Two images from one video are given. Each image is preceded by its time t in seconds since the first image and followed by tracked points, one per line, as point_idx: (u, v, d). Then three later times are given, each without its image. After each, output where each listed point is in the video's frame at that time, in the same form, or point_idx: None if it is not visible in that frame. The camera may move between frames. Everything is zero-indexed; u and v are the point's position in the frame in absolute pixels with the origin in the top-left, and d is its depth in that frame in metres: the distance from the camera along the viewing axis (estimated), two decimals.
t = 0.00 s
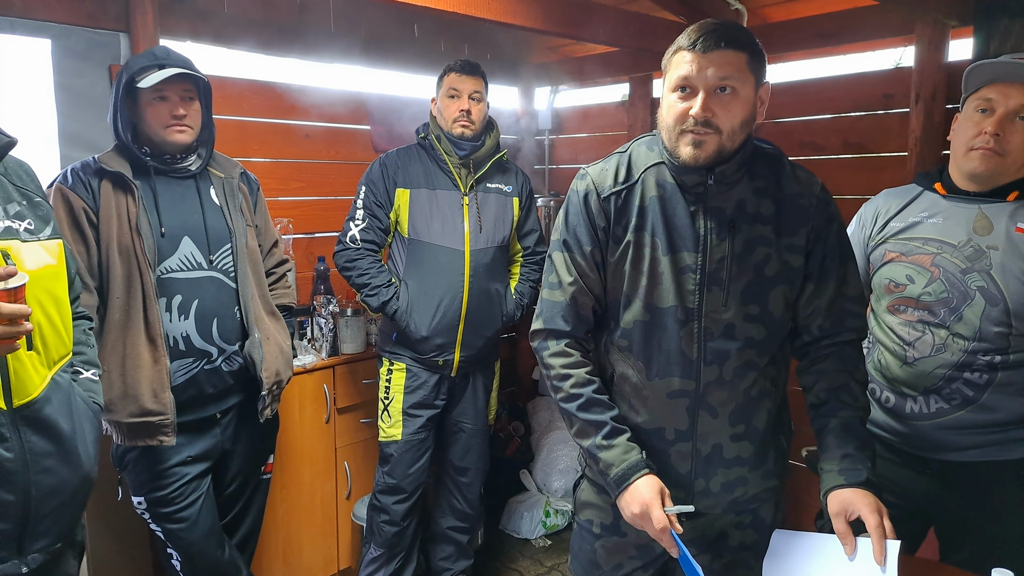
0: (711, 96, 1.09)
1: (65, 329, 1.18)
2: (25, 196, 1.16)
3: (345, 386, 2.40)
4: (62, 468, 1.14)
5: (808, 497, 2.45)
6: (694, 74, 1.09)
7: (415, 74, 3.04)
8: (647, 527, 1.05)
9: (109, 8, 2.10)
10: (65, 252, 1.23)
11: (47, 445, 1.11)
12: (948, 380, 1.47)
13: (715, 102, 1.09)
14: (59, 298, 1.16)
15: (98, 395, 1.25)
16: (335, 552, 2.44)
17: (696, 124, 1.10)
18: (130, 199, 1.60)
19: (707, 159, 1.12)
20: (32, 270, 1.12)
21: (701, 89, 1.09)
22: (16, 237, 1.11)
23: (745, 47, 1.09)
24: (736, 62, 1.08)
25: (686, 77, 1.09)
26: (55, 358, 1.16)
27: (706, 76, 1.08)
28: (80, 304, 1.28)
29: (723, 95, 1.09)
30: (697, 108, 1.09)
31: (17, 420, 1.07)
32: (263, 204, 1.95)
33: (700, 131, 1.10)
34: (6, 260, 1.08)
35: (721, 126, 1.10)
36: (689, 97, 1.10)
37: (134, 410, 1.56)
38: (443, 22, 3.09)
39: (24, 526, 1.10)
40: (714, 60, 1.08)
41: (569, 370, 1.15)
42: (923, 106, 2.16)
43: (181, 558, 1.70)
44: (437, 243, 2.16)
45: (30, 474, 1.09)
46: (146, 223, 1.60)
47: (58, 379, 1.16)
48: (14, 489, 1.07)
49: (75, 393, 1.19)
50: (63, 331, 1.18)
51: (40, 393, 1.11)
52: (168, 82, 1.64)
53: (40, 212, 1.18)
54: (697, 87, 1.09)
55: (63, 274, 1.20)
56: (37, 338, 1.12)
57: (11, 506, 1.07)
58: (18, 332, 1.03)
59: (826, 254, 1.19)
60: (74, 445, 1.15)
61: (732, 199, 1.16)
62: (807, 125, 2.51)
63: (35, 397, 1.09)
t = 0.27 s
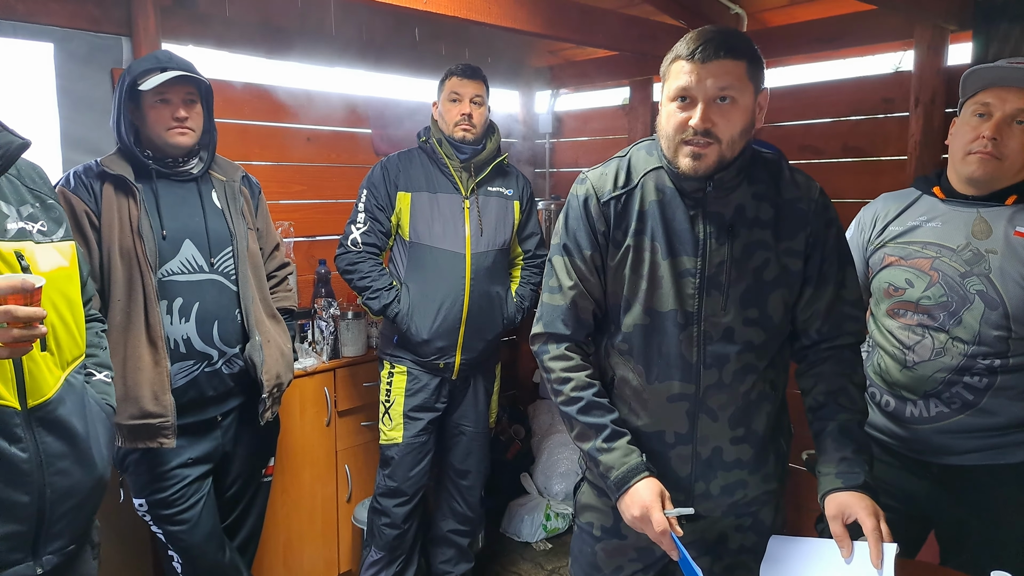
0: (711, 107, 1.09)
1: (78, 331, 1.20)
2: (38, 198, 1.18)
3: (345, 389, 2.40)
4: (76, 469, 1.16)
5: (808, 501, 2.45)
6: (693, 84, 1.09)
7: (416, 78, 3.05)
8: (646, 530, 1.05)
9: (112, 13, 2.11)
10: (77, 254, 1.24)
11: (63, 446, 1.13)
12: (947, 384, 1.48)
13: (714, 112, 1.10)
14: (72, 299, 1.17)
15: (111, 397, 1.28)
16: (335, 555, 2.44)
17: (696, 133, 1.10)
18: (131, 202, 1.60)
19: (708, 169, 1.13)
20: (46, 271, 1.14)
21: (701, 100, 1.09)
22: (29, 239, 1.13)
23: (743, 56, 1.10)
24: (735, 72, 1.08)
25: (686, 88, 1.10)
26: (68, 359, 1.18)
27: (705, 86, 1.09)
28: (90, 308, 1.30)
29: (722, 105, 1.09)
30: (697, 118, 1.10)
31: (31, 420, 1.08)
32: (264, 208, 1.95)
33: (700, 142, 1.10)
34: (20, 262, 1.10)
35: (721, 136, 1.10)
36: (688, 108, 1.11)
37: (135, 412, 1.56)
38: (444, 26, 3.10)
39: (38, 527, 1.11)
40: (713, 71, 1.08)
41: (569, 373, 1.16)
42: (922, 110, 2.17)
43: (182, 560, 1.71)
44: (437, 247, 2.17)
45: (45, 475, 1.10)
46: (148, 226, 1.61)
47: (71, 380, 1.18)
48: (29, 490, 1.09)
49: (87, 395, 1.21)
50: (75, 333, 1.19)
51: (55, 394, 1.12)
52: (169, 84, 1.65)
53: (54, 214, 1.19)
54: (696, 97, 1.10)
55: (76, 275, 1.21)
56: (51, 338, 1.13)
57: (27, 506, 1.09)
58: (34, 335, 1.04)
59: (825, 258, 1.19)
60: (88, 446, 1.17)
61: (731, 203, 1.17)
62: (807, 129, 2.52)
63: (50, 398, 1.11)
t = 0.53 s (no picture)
0: (706, 105, 1.09)
1: (72, 333, 1.21)
2: (30, 202, 1.18)
3: (345, 391, 2.40)
4: (77, 470, 1.16)
5: (808, 503, 2.45)
6: (687, 83, 1.09)
7: (415, 80, 3.06)
8: (645, 531, 1.05)
9: (112, 16, 2.12)
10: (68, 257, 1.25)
11: (65, 447, 1.13)
12: (946, 385, 1.48)
13: (709, 109, 1.10)
14: (67, 302, 1.18)
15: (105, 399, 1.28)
16: (335, 558, 2.43)
17: (692, 132, 1.11)
18: (131, 203, 1.61)
19: (703, 166, 1.13)
20: (43, 274, 1.14)
21: (695, 98, 1.10)
22: (25, 242, 1.13)
23: (736, 54, 1.10)
24: (727, 70, 1.09)
25: (678, 87, 1.10)
26: (64, 361, 1.18)
27: (699, 85, 1.09)
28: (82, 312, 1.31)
29: (717, 103, 1.10)
30: (692, 117, 1.10)
31: (33, 421, 1.09)
32: (263, 209, 1.96)
33: (695, 139, 1.11)
34: (18, 265, 1.10)
35: (716, 133, 1.11)
36: (683, 106, 1.11)
37: (135, 413, 1.56)
38: (443, 29, 3.11)
39: (42, 529, 1.11)
40: (705, 68, 1.08)
41: (567, 375, 1.16)
42: (921, 112, 2.17)
43: (181, 562, 1.71)
44: (436, 248, 2.17)
45: (48, 476, 1.10)
46: (147, 227, 1.61)
47: (69, 383, 1.18)
48: (33, 491, 1.09)
49: (84, 397, 1.21)
50: (70, 335, 1.20)
51: (54, 395, 1.12)
52: (166, 85, 1.65)
53: (46, 217, 1.20)
54: (690, 96, 1.10)
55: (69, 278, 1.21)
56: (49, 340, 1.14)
57: (31, 507, 1.09)
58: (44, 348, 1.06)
59: (823, 259, 1.19)
60: (88, 447, 1.17)
61: (729, 204, 1.17)
62: (806, 131, 2.52)
63: (50, 399, 1.11)
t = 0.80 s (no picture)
0: (732, 125, 1.08)
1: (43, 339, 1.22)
2: None
3: (343, 394, 2.40)
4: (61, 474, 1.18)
5: (806, 507, 2.45)
6: (723, 99, 1.07)
7: (415, 84, 3.06)
8: (641, 534, 1.05)
9: (111, 19, 2.13)
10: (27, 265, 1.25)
11: (50, 450, 1.15)
12: (943, 389, 1.48)
13: (736, 130, 1.09)
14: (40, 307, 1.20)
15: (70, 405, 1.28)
16: (332, 561, 2.43)
17: (711, 147, 1.10)
18: (129, 207, 1.61)
19: (714, 181, 1.14)
20: (19, 280, 1.16)
21: (724, 115, 1.08)
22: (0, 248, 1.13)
23: (772, 79, 1.08)
24: (762, 95, 1.07)
25: (711, 99, 1.07)
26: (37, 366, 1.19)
27: (733, 104, 1.07)
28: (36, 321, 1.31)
29: (743, 124, 1.08)
30: (717, 133, 1.09)
31: (20, 425, 1.10)
32: (261, 213, 1.96)
33: (712, 156, 1.10)
34: None
35: (735, 154, 1.11)
36: (710, 119, 1.09)
37: (133, 416, 1.56)
38: (443, 32, 3.12)
39: (31, 532, 1.13)
40: (743, 88, 1.06)
41: (563, 377, 1.16)
42: (919, 116, 2.17)
43: (177, 565, 1.70)
44: (435, 252, 2.17)
45: (36, 479, 1.12)
46: (146, 230, 1.62)
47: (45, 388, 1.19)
48: (23, 494, 1.10)
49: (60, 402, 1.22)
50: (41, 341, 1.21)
51: (36, 400, 1.13)
52: (163, 88, 1.65)
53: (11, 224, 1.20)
54: (721, 112, 1.08)
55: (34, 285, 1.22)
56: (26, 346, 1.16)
57: (20, 512, 1.10)
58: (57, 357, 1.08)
59: (819, 264, 1.20)
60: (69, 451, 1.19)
61: (726, 209, 1.17)
62: (804, 135, 2.52)
63: (33, 403, 1.12)
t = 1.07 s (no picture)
0: (735, 124, 1.10)
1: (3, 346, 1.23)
2: None
3: (346, 396, 2.41)
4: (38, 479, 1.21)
5: (807, 508, 2.45)
6: (724, 99, 1.08)
7: (417, 87, 3.07)
8: (644, 534, 1.06)
9: (114, 23, 2.14)
10: None
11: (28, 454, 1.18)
12: (944, 391, 1.48)
13: (738, 128, 1.10)
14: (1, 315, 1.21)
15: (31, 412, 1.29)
16: (335, 562, 2.43)
17: (716, 147, 1.11)
18: (131, 210, 1.62)
19: (720, 183, 1.15)
20: None
21: (727, 115, 1.09)
22: None
23: (771, 77, 1.10)
24: (763, 93, 1.09)
25: (712, 100, 1.09)
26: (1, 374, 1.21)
27: (734, 102, 1.08)
28: None
29: (746, 123, 1.10)
30: (721, 133, 1.10)
31: None
32: (261, 216, 1.97)
33: (717, 156, 1.11)
34: None
35: (739, 152, 1.12)
36: (712, 120, 1.10)
37: (136, 418, 1.57)
38: (444, 35, 3.13)
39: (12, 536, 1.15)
40: (743, 87, 1.07)
41: (567, 377, 1.16)
42: (919, 118, 2.18)
43: (180, 567, 1.71)
44: (437, 254, 2.18)
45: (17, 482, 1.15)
46: (148, 233, 1.63)
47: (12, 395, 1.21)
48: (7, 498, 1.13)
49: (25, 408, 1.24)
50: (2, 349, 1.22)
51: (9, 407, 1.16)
52: (164, 92, 1.66)
53: None
54: (723, 112, 1.09)
55: None
56: None
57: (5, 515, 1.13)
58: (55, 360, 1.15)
59: (819, 267, 1.21)
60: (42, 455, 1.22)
61: (730, 211, 1.17)
62: (805, 138, 2.54)
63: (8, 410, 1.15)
